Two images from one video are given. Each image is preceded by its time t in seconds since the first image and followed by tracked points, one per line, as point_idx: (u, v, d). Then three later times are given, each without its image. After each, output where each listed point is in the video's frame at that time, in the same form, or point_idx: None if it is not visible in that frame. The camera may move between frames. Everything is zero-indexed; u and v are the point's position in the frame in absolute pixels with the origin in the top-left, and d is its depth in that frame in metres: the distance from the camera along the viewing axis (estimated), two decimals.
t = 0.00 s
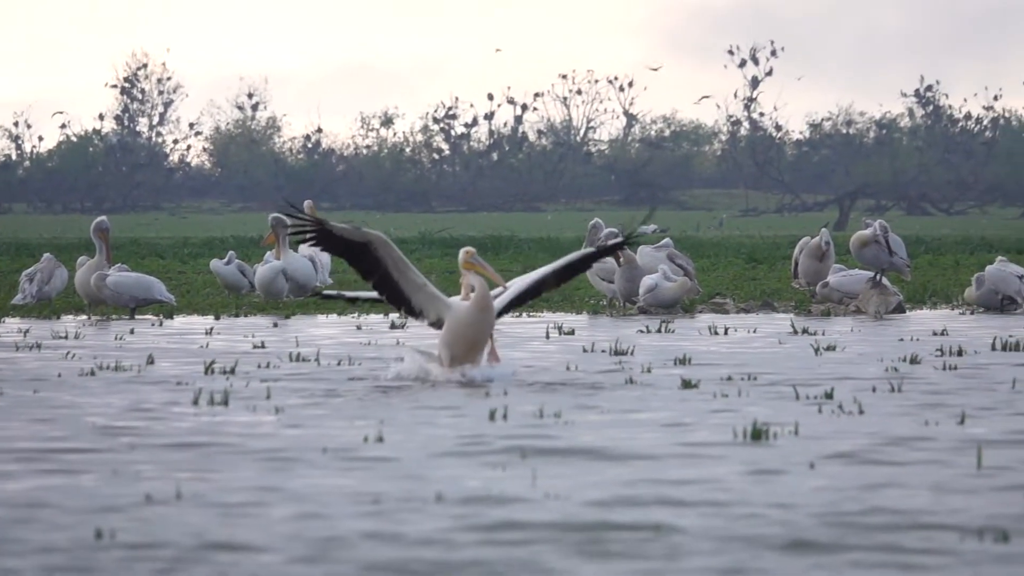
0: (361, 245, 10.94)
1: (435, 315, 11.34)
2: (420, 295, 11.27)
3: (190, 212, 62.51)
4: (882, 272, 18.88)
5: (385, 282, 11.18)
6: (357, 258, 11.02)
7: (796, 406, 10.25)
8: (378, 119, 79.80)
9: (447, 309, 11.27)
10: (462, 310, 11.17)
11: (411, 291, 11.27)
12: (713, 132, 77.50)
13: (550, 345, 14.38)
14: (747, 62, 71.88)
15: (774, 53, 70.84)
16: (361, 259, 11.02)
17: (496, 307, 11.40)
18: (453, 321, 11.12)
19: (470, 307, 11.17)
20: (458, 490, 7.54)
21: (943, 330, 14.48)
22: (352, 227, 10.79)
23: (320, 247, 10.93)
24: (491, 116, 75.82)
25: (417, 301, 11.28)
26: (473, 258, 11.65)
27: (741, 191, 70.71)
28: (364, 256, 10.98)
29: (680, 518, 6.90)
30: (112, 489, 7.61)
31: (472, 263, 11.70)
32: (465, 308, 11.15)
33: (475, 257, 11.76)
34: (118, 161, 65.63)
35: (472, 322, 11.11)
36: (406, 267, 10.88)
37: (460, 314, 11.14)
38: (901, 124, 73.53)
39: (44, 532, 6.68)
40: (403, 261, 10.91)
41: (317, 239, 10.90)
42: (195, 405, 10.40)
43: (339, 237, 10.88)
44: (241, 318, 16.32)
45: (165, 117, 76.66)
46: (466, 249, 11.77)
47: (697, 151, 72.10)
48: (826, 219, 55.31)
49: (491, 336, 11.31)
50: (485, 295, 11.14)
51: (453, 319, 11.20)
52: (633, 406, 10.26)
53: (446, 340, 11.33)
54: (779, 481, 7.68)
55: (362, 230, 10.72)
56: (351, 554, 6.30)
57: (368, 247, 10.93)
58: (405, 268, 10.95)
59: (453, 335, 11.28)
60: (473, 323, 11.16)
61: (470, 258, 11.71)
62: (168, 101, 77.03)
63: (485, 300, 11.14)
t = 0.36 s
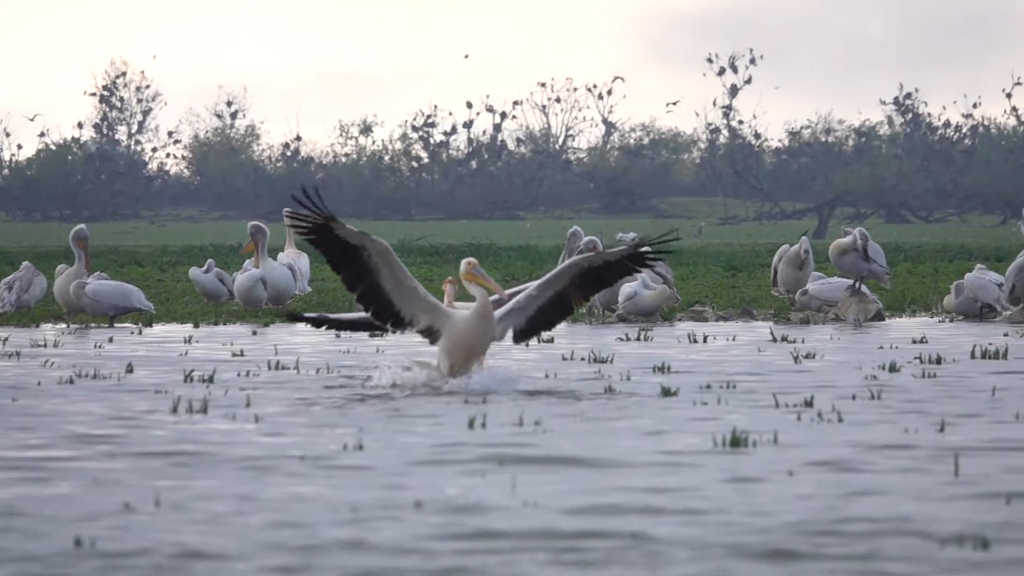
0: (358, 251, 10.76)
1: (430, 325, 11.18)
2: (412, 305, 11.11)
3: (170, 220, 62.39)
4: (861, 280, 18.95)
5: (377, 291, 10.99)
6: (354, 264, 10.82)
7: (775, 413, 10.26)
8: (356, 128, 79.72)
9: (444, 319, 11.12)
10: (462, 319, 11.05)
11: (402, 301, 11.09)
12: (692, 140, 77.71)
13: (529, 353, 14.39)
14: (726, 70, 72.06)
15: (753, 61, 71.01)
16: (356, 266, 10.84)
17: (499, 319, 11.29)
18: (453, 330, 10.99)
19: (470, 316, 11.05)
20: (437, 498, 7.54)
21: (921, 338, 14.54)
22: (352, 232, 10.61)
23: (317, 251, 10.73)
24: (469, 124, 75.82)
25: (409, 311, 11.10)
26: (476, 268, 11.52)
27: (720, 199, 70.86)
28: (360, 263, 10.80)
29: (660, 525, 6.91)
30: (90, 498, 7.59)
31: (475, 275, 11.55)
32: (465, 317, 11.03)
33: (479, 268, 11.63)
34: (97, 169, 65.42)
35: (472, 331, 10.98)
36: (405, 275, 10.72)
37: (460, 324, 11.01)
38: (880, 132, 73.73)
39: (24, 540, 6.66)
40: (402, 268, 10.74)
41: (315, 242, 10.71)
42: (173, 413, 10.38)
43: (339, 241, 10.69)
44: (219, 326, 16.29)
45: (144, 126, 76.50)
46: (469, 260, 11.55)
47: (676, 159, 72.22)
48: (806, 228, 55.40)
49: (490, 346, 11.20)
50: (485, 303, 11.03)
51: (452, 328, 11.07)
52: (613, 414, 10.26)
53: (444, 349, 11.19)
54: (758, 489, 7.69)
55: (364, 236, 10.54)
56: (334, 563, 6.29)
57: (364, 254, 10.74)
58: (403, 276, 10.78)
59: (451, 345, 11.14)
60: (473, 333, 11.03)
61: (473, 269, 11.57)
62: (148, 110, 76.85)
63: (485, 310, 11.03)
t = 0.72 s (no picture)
0: (371, 251, 10.76)
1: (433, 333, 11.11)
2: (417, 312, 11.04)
3: (151, 228, 62.19)
4: (843, 288, 18.98)
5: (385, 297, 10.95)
6: (366, 264, 10.80)
7: (758, 421, 10.27)
8: (337, 136, 79.59)
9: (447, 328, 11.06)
10: (467, 327, 11.04)
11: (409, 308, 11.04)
12: (674, 147, 77.78)
13: (511, 361, 14.38)
14: (709, 77, 72.14)
15: (735, 68, 71.09)
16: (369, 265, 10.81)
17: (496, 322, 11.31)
18: (459, 337, 10.97)
19: (473, 325, 11.05)
20: (418, 505, 7.54)
21: (904, 346, 14.56)
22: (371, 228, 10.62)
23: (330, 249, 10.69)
24: (451, 131, 75.77)
25: (413, 318, 11.04)
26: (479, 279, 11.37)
27: (702, 207, 70.92)
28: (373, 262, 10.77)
29: (642, 533, 6.91)
30: (73, 505, 7.57)
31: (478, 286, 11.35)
32: (470, 325, 11.02)
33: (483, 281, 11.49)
34: (79, 177, 65.18)
35: (477, 340, 10.98)
36: (417, 277, 10.72)
37: (466, 331, 10.99)
38: (862, 140, 73.88)
39: (5, 548, 6.65)
40: (415, 270, 10.75)
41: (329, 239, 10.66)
42: (155, 420, 10.37)
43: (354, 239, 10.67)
44: (202, 333, 16.25)
45: (126, 134, 76.31)
46: (472, 271, 11.40)
47: (659, 167, 72.28)
48: (789, 236, 55.42)
49: (491, 354, 11.20)
50: (491, 313, 11.04)
51: (456, 336, 11.02)
52: (598, 422, 10.26)
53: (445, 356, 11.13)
54: (740, 497, 7.70)
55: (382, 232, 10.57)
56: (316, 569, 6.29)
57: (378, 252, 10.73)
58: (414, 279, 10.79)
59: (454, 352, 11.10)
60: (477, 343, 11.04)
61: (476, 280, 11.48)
62: (129, 117, 76.61)
63: (491, 319, 11.03)
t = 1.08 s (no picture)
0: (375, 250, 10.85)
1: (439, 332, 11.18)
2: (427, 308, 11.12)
3: (132, 232, 62.02)
4: (825, 291, 19.03)
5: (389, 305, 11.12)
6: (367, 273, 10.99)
7: (739, 424, 10.30)
8: (319, 140, 79.54)
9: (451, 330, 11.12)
10: (470, 333, 11.09)
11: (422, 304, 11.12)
12: (656, 152, 77.87)
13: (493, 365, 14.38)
14: (690, 81, 72.25)
15: (717, 72, 71.42)
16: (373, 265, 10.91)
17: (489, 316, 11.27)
18: (460, 345, 11.02)
19: (477, 333, 11.11)
20: (400, 509, 7.55)
21: (886, 350, 14.61)
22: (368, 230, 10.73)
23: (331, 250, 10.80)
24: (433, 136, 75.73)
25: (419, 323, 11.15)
26: (483, 286, 11.37)
27: (683, 210, 70.99)
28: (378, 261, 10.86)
29: (624, 537, 6.94)
30: (52, 509, 7.56)
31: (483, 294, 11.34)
32: (474, 330, 11.08)
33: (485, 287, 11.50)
34: (60, 181, 64.96)
35: (479, 347, 11.03)
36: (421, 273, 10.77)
37: (467, 338, 11.05)
38: (843, 143, 74.16)
39: None
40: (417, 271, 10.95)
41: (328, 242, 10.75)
42: (137, 425, 10.36)
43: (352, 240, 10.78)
44: (184, 338, 16.23)
45: (107, 138, 76.16)
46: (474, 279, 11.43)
47: (640, 170, 72.34)
48: (771, 239, 55.50)
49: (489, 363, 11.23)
50: (494, 321, 11.09)
51: (459, 340, 11.08)
52: (579, 425, 10.30)
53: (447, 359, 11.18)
54: (722, 501, 7.72)
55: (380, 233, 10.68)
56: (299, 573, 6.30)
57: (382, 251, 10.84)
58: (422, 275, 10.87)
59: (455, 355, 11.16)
60: (478, 348, 11.10)
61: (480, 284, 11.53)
62: (111, 121, 76.54)
63: (493, 327, 11.08)
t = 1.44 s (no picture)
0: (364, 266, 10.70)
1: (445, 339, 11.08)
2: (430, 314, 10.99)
3: (119, 235, 61.91)
4: (812, 293, 19.05)
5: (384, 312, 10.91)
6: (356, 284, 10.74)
7: (726, 427, 10.32)
8: (306, 143, 79.48)
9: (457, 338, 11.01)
10: (475, 341, 10.99)
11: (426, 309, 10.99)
12: (643, 153, 78.00)
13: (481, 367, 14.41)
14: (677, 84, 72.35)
15: (704, 75, 71.48)
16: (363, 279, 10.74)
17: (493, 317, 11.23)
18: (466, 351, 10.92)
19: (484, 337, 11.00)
20: (387, 512, 7.56)
21: (873, 352, 14.65)
22: (354, 251, 10.57)
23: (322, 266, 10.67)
24: (419, 138, 75.73)
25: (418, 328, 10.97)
26: (488, 294, 11.44)
27: (670, 213, 71.08)
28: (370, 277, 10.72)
29: (611, 540, 6.96)
30: (40, 512, 7.55)
31: (487, 300, 11.43)
32: (479, 338, 10.98)
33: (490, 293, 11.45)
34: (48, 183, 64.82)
35: (486, 354, 10.94)
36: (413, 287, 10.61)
37: (474, 345, 10.95)
38: (830, 145, 74.31)
39: None
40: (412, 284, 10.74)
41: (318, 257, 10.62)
42: (124, 428, 10.34)
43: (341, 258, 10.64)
44: (170, 340, 16.22)
45: (94, 141, 76.00)
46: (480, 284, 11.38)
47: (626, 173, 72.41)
48: (759, 241, 55.60)
49: (496, 365, 11.16)
50: (500, 328, 11.00)
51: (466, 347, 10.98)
52: (568, 428, 10.30)
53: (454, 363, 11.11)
54: (710, 503, 7.74)
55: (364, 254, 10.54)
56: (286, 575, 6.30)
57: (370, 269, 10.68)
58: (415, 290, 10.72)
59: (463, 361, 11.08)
60: (487, 355, 11.02)
61: (485, 294, 11.47)
62: (99, 124, 76.43)
63: (500, 334, 10.99)
